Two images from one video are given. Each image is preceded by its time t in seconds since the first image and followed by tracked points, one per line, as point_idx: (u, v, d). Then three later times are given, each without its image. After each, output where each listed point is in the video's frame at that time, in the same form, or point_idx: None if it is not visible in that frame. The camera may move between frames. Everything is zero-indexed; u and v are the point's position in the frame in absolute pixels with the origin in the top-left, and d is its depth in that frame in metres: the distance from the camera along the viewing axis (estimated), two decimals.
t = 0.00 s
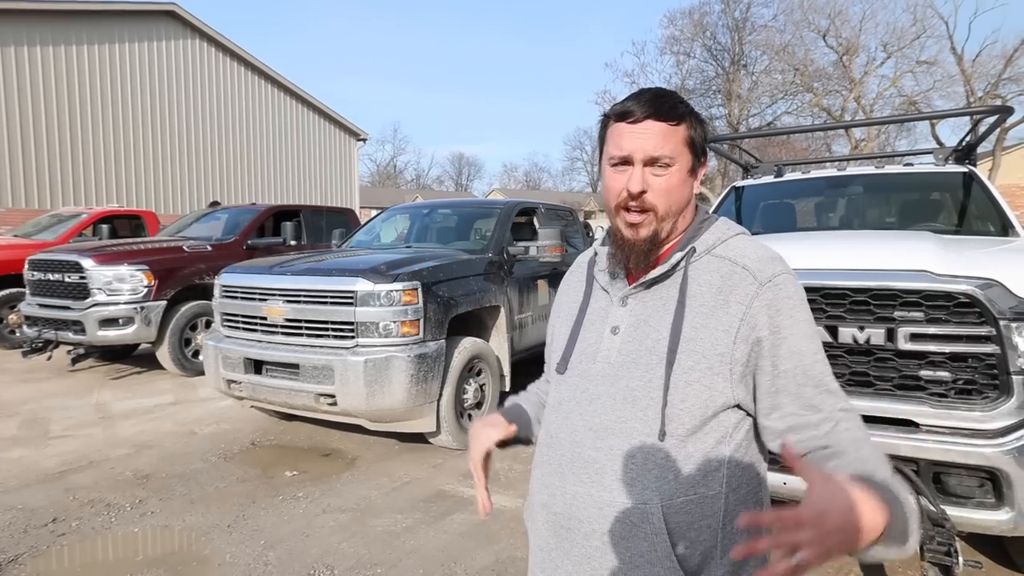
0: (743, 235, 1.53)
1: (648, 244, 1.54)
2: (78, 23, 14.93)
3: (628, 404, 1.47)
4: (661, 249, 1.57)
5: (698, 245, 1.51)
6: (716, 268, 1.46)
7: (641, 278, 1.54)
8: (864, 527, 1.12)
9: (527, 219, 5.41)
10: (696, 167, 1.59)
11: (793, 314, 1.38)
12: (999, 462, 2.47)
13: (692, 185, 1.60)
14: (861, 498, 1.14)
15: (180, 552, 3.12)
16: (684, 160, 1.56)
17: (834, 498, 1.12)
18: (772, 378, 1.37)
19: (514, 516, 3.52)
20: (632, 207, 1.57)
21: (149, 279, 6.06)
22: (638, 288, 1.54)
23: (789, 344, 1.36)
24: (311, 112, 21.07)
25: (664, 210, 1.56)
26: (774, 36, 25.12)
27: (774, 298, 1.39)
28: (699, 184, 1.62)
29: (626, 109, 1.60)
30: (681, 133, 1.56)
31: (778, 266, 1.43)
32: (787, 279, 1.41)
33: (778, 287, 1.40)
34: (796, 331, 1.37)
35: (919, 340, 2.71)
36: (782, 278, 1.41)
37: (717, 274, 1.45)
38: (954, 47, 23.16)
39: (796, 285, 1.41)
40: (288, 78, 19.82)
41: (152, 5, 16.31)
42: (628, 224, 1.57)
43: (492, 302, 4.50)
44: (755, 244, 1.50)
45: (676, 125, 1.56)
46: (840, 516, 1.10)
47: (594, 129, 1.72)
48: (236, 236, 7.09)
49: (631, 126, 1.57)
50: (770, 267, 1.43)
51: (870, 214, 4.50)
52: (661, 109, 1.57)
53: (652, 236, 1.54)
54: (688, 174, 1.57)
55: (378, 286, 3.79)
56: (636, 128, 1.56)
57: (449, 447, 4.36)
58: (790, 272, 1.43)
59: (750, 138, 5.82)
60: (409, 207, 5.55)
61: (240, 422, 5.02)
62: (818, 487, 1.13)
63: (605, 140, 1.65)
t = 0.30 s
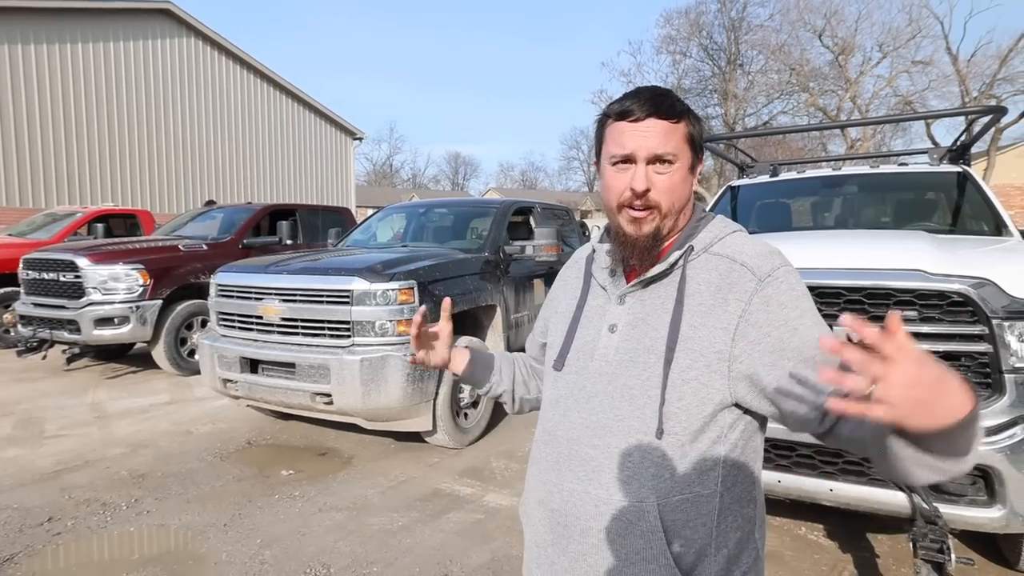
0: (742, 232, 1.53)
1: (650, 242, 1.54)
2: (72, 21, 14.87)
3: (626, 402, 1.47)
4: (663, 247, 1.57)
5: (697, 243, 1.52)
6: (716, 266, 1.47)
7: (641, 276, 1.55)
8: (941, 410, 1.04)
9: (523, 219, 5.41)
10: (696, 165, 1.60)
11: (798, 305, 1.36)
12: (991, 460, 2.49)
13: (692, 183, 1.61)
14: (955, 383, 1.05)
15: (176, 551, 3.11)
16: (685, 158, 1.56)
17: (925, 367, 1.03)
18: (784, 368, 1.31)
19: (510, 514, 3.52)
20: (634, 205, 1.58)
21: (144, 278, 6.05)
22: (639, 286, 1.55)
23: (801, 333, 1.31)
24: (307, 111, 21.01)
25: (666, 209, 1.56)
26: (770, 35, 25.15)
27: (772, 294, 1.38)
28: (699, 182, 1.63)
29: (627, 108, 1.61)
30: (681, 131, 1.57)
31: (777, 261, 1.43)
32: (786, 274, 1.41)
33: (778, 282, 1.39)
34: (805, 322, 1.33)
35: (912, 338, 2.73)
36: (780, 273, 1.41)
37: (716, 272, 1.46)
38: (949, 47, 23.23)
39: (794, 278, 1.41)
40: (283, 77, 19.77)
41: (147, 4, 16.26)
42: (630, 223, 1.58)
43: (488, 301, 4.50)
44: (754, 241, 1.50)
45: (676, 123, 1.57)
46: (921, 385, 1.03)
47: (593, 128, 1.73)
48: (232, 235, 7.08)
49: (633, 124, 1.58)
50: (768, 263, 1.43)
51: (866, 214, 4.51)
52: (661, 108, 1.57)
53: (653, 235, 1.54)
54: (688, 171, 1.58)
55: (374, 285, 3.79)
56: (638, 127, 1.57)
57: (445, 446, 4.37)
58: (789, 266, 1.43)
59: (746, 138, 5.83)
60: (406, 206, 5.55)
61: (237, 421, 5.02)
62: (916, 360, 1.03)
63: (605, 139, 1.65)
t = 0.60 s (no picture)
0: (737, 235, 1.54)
1: (645, 243, 1.54)
2: (67, 19, 14.80)
3: (623, 400, 1.48)
4: (658, 248, 1.58)
5: (693, 245, 1.53)
6: (712, 268, 1.48)
7: (637, 277, 1.55)
8: (849, 508, 1.13)
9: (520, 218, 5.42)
10: (690, 165, 1.60)
11: (786, 314, 1.39)
12: (982, 457, 2.50)
13: (687, 184, 1.61)
14: (856, 478, 1.15)
15: (172, 550, 3.11)
16: (679, 159, 1.57)
17: (827, 479, 1.12)
18: (769, 374, 1.36)
19: (506, 513, 3.52)
20: (629, 206, 1.58)
21: (140, 277, 6.03)
22: (635, 287, 1.55)
23: (781, 343, 1.36)
24: (303, 110, 20.96)
25: (660, 210, 1.56)
26: (766, 35, 25.18)
27: (766, 298, 1.40)
28: (693, 182, 1.63)
29: (620, 110, 1.60)
30: (675, 133, 1.57)
31: (771, 265, 1.44)
32: (779, 279, 1.42)
33: (772, 287, 1.41)
34: (787, 331, 1.37)
35: (905, 337, 2.74)
36: (775, 278, 1.42)
37: (713, 274, 1.47)
38: (943, 48, 23.31)
39: (787, 284, 1.42)
40: (279, 76, 19.71)
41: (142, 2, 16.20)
42: (625, 224, 1.58)
43: (484, 300, 4.50)
44: (749, 243, 1.51)
45: (670, 125, 1.57)
46: (824, 496, 1.11)
47: (587, 129, 1.72)
48: (228, 234, 7.06)
49: (627, 127, 1.57)
50: (763, 267, 1.44)
51: (861, 214, 4.53)
52: (654, 110, 1.57)
53: (649, 236, 1.55)
54: (682, 173, 1.58)
55: (370, 284, 3.78)
56: (631, 129, 1.57)
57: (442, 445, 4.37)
58: (782, 272, 1.44)
59: (742, 138, 5.85)
60: (402, 205, 5.55)
61: (232, 420, 5.01)
62: (818, 467, 1.12)
63: (599, 141, 1.65)
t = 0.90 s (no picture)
0: (730, 230, 1.54)
1: (639, 239, 1.55)
2: (60, 17, 14.72)
3: (616, 396, 1.49)
4: (652, 243, 1.58)
5: (686, 241, 1.53)
6: (704, 264, 1.48)
7: (631, 272, 1.56)
8: (840, 482, 1.13)
9: (516, 217, 5.42)
10: (684, 162, 1.60)
11: (779, 307, 1.38)
12: (971, 454, 2.51)
13: (681, 180, 1.62)
14: (847, 451, 1.15)
15: (167, 549, 3.10)
16: (672, 156, 1.57)
17: (816, 456, 1.12)
18: (760, 370, 1.36)
19: (502, 511, 3.53)
20: (623, 202, 1.59)
21: (134, 276, 6.01)
22: (629, 282, 1.56)
23: (775, 337, 1.36)
24: (298, 108, 20.90)
25: (654, 206, 1.57)
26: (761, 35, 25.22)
27: (757, 293, 1.40)
28: (687, 179, 1.64)
29: (615, 107, 1.61)
30: (669, 129, 1.57)
31: (764, 260, 1.44)
32: (771, 274, 1.42)
33: (763, 281, 1.41)
34: (781, 325, 1.36)
35: (896, 336, 2.76)
36: (766, 273, 1.42)
37: (705, 270, 1.47)
38: (937, 49, 23.42)
39: (779, 278, 1.42)
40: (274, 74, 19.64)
41: None
42: (619, 219, 1.59)
43: (480, 299, 4.50)
44: (742, 239, 1.51)
45: (664, 121, 1.58)
46: (815, 468, 1.12)
47: (583, 126, 1.73)
48: (223, 233, 7.05)
49: (621, 123, 1.58)
50: (755, 261, 1.44)
51: (855, 214, 4.54)
52: (649, 107, 1.58)
53: (643, 232, 1.56)
54: (676, 169, 1.59)
55: (365, 283, 3.78)
56: (625, 125, 1.58)
57: (438, 444, 4.38)
58: (775, 267, 1.44)
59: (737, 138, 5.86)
60: (398, 204, 5.54)
61: (227, 419, 5.00)
62: (809, 441, 1.13)
63: (595, 137, 1.66)
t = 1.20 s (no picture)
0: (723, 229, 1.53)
1: (629, 239, 1.55)
2: (50, 15, 14.61)
3: (606, 391, 1.48)
4: (642, 243, 1.58)
5: (677, 240, 1.52)
6: (693, 262, 1.48)
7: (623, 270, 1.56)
8: (822, 473, 1.13)
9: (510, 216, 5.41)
10: (676, 164, 1.59)
11: (769, 306, 1.37)
12: (955, 448, 2.54)
13: (673, 181, 1.60)
14: (834, 445, 1.16)
15: (159, 549, 3.07)
16: (664, 157, 1.56)
17: (804, 442, 1.12)
18: (748, 366, 1.35)
19: (496, 509, 3.52)
20: (613, 202, 1.58)
21: (125, 275, 5.97)
22: (623, 279, 1.56)
23: (764, 334, 1.34)
24: (291, 107, 20.81)
25: (644, 206, 1.56)
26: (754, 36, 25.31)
27: (747, 290, 1.39)
28: (680, 179, 1.62)
29: (609, 107, 1.60)
30: (661, 130, 1.56)
31: (754, 259, 1.43)
32: (760, 272, 1.40)
33: (753, 280, 1.40)
34: (770, 322, 1.35)
35: (884, 334, 2.77)
36: (755, 271, 1.41)
37: (695, 268, 1.47)
38: (928, 51, 23.60)
39: (770, 277, 1.41)
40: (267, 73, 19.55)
41: None
42: (610, 219, 1.58)
43: (474, 299, 4.49)
44: (734, 238, 1.50)
45: (656, 122, 1.56)
46: (802, 457, 1.12)
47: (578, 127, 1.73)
48: (215, 232, 7.01)
49: (613, 123, 1.57)
50: (744, 260, 1.43)
51: (847, 213, 4.56)
52: (641, 108, 1.57)
53: (632, 232, 1.55)
54: (668, 170, 1.57)
55: (360, 282, 3.77)
56: (617, 126, 1.57)
57: (431, 442, 4.37)
58: (765, 266, 1.42)
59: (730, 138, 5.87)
60: (392, 204, 5.52)
61: (219, 419, 4.97)
62: (798, 427, 1.13)
63: (588, 138, 1.65)
